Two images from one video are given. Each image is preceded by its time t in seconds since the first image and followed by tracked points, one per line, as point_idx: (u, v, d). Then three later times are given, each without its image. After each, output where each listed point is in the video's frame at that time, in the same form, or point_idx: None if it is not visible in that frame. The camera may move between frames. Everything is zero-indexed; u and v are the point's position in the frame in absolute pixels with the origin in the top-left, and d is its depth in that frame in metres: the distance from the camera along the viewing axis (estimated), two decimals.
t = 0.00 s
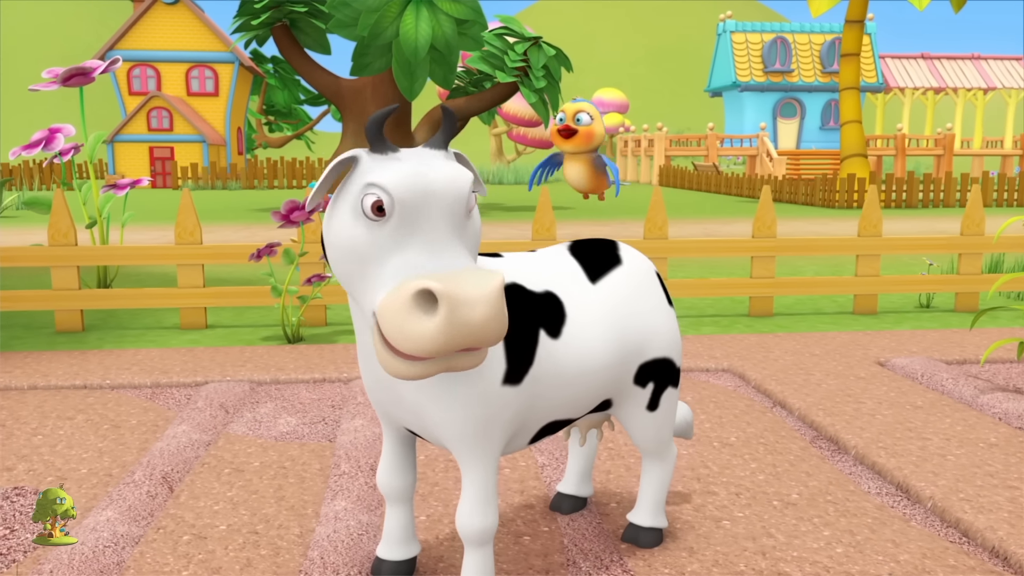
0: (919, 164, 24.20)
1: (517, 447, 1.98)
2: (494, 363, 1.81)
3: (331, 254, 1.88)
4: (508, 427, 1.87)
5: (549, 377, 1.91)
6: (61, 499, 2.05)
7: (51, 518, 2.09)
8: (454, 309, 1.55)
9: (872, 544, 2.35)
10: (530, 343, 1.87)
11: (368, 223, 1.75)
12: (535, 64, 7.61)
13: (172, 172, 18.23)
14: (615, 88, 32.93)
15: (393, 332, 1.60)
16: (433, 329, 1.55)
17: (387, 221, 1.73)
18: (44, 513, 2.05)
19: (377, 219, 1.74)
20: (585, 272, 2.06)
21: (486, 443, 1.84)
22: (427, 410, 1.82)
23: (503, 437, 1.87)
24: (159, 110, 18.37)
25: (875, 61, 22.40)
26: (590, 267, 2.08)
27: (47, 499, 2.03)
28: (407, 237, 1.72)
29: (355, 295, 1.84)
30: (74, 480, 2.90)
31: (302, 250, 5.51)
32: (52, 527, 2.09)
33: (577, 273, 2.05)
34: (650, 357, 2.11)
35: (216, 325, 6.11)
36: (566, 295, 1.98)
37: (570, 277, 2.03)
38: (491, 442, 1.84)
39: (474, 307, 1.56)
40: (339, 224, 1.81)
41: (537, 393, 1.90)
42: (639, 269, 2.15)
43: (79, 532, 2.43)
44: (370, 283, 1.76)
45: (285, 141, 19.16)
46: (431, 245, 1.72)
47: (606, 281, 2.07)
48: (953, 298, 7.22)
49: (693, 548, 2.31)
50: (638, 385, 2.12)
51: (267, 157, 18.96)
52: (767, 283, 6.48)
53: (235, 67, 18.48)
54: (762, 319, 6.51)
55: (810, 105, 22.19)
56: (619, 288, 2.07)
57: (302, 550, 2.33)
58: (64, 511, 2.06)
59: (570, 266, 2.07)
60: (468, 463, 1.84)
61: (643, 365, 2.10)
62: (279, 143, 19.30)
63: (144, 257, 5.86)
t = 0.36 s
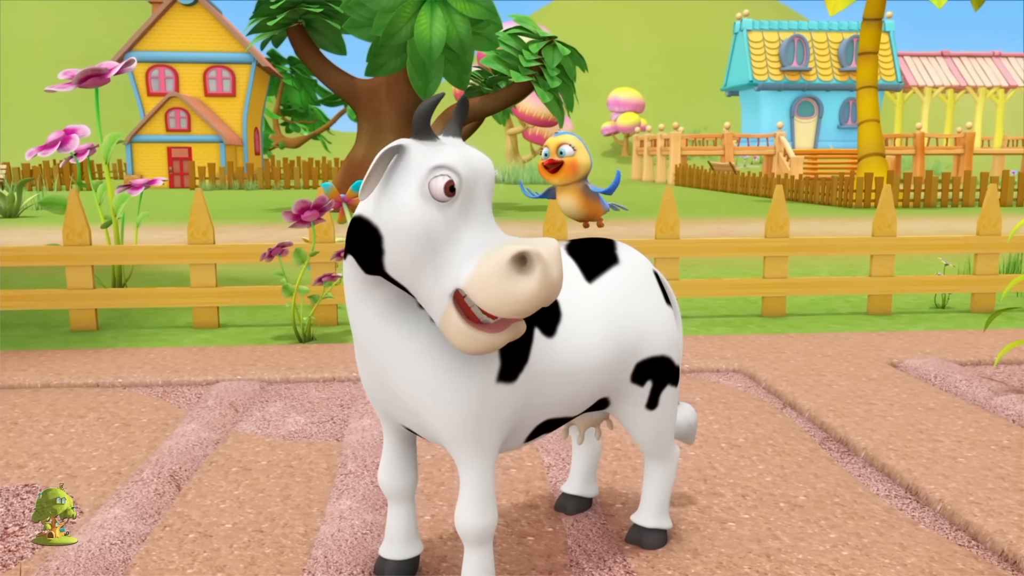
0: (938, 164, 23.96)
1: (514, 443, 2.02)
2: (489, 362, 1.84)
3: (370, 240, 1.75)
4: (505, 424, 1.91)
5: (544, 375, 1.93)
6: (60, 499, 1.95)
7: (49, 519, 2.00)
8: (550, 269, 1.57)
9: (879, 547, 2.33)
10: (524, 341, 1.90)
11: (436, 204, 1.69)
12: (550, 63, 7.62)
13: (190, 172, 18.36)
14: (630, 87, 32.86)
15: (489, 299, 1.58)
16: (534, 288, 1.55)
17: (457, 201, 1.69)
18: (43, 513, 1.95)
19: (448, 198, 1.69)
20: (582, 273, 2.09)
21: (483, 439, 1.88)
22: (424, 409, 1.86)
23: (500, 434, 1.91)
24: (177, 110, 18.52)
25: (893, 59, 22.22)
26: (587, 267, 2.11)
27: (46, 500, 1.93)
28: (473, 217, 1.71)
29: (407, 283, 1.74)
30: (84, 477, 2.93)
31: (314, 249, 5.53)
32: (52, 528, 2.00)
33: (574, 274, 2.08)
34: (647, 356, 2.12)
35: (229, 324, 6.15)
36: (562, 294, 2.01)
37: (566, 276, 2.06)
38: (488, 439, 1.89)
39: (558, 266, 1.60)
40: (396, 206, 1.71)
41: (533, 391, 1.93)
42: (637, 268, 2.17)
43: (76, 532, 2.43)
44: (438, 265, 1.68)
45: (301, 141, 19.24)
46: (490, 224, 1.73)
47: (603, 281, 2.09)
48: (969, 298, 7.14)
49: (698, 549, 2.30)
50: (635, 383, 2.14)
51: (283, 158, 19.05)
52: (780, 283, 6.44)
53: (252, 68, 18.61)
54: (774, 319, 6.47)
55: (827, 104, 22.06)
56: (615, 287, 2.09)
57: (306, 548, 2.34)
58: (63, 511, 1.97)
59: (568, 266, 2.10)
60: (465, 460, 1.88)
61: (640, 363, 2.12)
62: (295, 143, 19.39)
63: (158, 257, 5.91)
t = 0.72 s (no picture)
0: (958, 163, 23.72)
1: (511, 442, 2.02)
2: (484, 359, 1.85)
3: (361, 232, 1.78)
4: (502, 422, 1.91)
5: (541, 374, 1.93)
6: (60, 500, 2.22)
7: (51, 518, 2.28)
8: (542, 242, 1.56)
9: (886, 550, 2.31)
10: (520, 340, 1.89)
11: (422, 188, 1.72)
12: (566, 63, 7.60)
13: (208, 172, 18.49)
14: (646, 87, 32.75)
15: (482, 275, 1.59)
16: (526, 262, 1.56)
17: (442, 184, 1.72)
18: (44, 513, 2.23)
19: (433, 181, 1.71)
20: (579, 271, 2.09)
21: (480, 438, 1.88)
22: (421, 408, 1.87)
23: (498, 432, 1.91)
24: (194, 111, 18.66)
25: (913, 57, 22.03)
26: (584, 266, 2.10)
27: (47, 500, 2.21)
28: (460, 199, 1.74)
29: (400, 270, 1.75)
30: (94, 475, 2.95)
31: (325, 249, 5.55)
32: (53, 527, 2.29)
33: (571, 272, 2.07)
34: (644, 355, 2.12)
35: (241, 323, 6.19)
36: (558, 293, 2.01)
37: (563, 275, 2.05)
38: (485, 438, 1.89)
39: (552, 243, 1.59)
40: (384, 194, 1.74)
41: (529, 390, 1.93)
42: (634, 268, 2.17)
43: (75, 533, 2.44)
44: (429, 249, 1.70)
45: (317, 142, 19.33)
46: (477, 207, 1.76)
47: (600, 280, 2.09)
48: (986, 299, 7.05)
49: (702, 551, 2.29)
50: (634, 382, 2.13)
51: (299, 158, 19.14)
52: (793, 283, 6.39)
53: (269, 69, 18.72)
54: (787, 320, 6.42)
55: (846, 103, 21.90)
56: (612, 286, 2.09)
57: (310, 547, 2.35)
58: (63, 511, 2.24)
59: (566, 265, 2.09)
60: (463, 458, 1.88)
61: (638, 362, 2.12)
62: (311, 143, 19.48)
63: (171, 256, 5.95)
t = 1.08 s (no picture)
0: (979, 162, 23.47)
1: (512, 442, 2.02)
2: (484, 359, 1.85)
3: (354, 231, 1.79)
4: (502, 423, 1.91)
5: (541, 374, 1.93)
6: (61, 498, 1.95)
7: (51, 518, 1.99)
8: (531, 225, 1.62)
9: (892, 553, 2.29)
10: (520, 339, 1.89)
11: (409, 182, 1.71)
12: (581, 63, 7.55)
13: (226, 172, 18.62)
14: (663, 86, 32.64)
15: (477, 261, 1.62)
16: (519, 244, 1.60)
17: (428, 176, 1.72)
18: (43, 512, 1.95)
19: (419, 175, 1.71)
20: (580, 271, 2.08)
21: (480, 438, 1.88)
22: (421, 407, 1.87)
23: (498, 432, 1.91)
24: (212, 112, 18.79)
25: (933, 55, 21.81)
26: (586, 266, 2.10)
27: (46, 499, 1.93)
28: (448, 190, 1.74)
29: (395, 266, 1.77)
30: (104, 473, 2.98)
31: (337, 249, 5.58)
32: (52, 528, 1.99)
33: (572, 272, 2.07)
34: (645, 355, 2.11)
35: (254, 322, 6.23)
36: (558, 292, 2.00)
37: (563, 275, 2.05)
38: (485, 437, 1.89)
39: (540, 223, 1.65)
40: (372, 192, 1.74)
41: (528, 390, 1.93)
42: (636, 267, 2.16)
43: (75, 532, 2.47)
44: (421, 243, 1.72)
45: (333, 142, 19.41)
46: (466, 195, 1.76)
47: (601, 280, 2.08)
48: (1003, 300, 6.97)
49: (706, 553, 2.28)
50: (636, 382, 2.13)
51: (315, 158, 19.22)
52: (806, 283, 6.35)
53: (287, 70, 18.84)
54: (800, 320, 6.37)
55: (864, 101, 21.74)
56: (613, 286, 2.08)
57: (314, 546, 2.36)
58: (64, 510, 1.97)
59: (567, 264, 2.08)
60: (463, 458, 1.89)
61: (639, 362, 2.11)
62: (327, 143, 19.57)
63: (185, 256, 6.00)
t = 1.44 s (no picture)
0: (1000, 161, 23.20)
1: (516, 442, 2.02)
2: (487, 360, 1.85)
3: (351, 236, 1.80)
4: (505, 424, 1.91)
5: (545, 375, 1.93)
6: (61, 499, 1.88)
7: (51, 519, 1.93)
8: (531, 229, 1.62)
9: (899, 556, 2.27)
10: (524, 340, 1.89)
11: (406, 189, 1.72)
12: (596, 62, 7.55)
13: (243, 172, 18.73)
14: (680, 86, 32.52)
15: (476, 270, 1.63)
16: (519, 251, 1.61)
17: (425, 183, 1.73)
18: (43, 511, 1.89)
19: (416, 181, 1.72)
20: (586, 272, 2.08)
21: (483, 439, 1.88)
22: (424, 407, 1.88)
23: (501, 433, 1.91)
24: (230, 112, 18.90)
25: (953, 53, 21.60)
26: (592, 266, 2.10)
27: (45, 498, 1.87)
28: (445, 195, 1.74)
29: (393, 272, 1.78)
30: (114, 470, 3.01)
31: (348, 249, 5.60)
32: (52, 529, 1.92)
33: (578, 272, 2.07)
34: (652, 356, 2.10)
35: (267, 322, 6.26)
36: (564, 293, 2.00)
37: (569, 275, 2.05)
38: (488, 438, 1.89)
39: (541, 227, 1.64)
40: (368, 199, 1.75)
41: (532, 391, 1.93)
42: (643, 268, 2.15)
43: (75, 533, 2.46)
44: (420, 249, 1.73)
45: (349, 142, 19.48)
46: (464, 199, 1.76)
47: (607, 281, 2.08)
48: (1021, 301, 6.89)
49: (710, 554, 2.27)
50: (642, 383, 2.12)
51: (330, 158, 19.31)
52: (819, 284, 6.30)
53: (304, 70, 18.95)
54: (813, 321, 6.33)
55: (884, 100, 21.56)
56: (619, 287, 2.08)
57: (319, 544, 2.37)
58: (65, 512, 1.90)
59: (572, 265, 2.08)
60: (465, 459, 1.89)
61: (646, 363, 2.10)
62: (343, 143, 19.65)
63: (199, 256, 6.05)
